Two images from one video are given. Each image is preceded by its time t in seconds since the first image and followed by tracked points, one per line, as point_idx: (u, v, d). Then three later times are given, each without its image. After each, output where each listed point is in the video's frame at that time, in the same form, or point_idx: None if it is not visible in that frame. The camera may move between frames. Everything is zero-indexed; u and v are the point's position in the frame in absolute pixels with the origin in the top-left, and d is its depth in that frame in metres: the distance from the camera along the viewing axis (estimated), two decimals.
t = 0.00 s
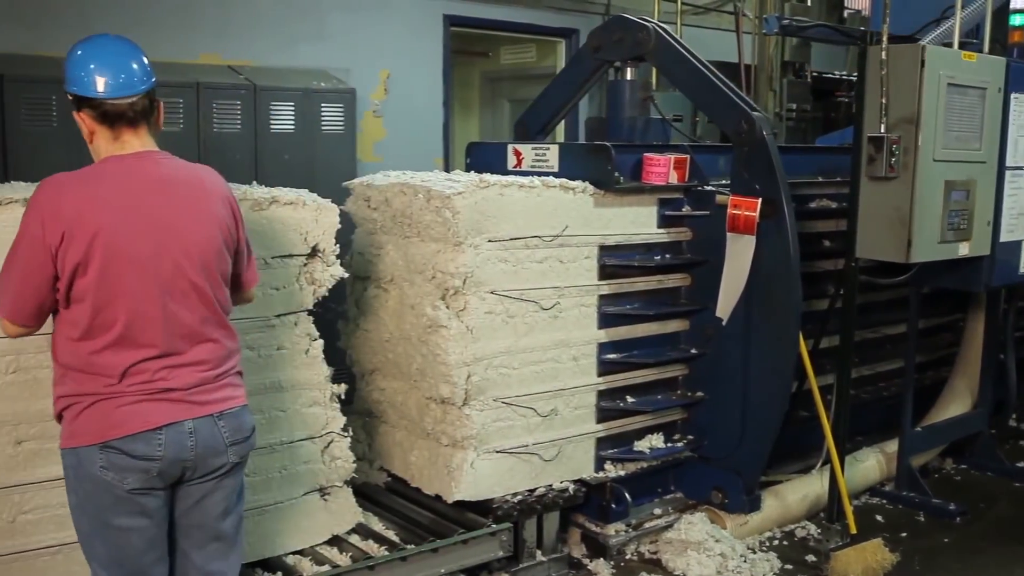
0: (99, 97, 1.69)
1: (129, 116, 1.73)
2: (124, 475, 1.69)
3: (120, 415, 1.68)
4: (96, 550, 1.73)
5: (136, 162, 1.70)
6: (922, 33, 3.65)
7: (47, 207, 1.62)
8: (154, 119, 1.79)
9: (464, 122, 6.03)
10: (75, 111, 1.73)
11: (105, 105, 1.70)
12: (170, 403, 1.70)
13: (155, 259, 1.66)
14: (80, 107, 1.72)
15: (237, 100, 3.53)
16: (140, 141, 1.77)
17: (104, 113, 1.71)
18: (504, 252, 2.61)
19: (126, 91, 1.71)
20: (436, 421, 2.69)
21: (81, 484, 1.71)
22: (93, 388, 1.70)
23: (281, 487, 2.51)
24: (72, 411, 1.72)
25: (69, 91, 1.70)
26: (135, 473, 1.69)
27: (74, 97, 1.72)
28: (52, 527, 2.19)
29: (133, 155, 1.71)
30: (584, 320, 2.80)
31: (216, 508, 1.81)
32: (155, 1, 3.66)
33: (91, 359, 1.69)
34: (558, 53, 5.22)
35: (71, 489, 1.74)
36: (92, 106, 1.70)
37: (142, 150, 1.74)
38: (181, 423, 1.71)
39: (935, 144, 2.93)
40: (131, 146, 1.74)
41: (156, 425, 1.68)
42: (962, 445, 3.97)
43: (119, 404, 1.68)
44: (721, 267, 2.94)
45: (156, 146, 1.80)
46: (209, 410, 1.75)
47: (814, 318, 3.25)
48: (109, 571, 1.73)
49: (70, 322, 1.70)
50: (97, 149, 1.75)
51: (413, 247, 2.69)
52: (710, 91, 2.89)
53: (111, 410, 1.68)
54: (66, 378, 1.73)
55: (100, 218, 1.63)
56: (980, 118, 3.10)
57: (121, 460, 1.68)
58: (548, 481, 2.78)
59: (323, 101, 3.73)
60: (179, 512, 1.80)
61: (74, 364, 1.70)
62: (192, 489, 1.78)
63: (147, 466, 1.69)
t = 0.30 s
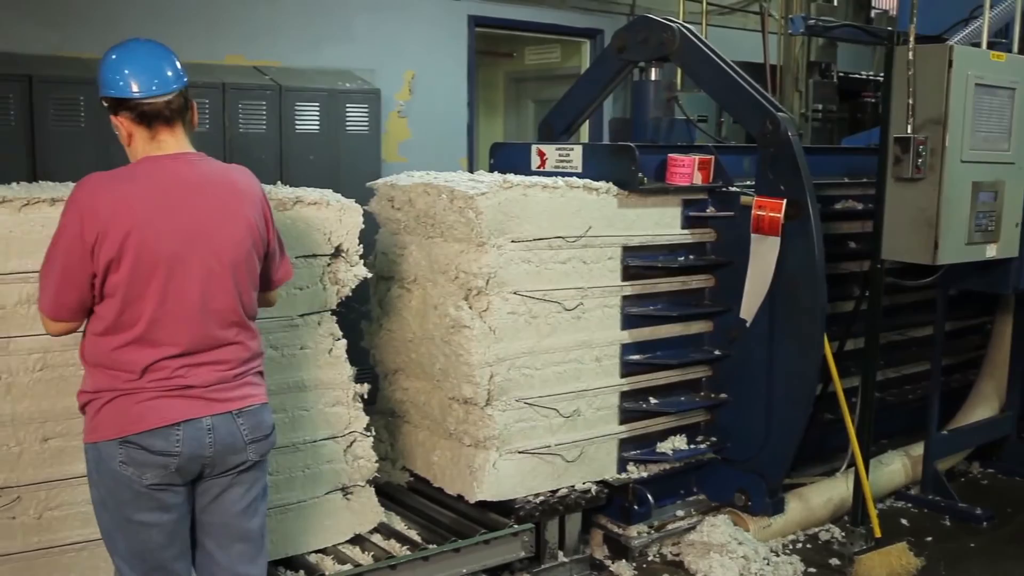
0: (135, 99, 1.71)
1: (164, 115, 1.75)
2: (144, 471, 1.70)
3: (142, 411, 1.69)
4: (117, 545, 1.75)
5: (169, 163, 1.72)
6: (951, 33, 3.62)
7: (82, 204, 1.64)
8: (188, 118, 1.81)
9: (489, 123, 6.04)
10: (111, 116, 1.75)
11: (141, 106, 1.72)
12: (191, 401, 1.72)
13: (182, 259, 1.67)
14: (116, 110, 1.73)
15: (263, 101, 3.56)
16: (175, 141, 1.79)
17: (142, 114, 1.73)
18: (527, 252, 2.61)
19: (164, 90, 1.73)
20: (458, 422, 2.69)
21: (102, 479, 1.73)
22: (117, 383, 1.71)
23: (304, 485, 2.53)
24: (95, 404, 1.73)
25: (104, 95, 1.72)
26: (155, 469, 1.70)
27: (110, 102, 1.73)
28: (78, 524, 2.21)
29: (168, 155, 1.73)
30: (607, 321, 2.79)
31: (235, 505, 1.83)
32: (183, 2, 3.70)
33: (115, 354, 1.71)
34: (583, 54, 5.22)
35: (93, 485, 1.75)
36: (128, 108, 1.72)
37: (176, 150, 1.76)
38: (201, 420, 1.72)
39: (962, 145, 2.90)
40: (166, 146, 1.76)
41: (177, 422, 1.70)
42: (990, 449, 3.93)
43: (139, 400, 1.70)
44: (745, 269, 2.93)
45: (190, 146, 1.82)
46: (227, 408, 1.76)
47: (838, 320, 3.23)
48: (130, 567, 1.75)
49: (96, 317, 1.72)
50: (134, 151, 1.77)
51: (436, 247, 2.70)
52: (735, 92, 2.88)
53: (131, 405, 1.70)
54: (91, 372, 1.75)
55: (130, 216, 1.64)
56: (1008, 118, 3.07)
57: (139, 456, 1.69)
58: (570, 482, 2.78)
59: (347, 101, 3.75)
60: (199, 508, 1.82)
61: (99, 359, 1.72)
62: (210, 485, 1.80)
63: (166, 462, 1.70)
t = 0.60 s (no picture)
0: (166, 100, 1.73)
1: (197, 116, 1.76)
2: (176, 467, 1.71)
3: (174, 406, 1.70)
4: (144, 542, 1.75)
5: (202, 161, 1.73)
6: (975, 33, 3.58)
7: (119, 199, 1.64)
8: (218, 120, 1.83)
9: (510, 124, 6.05)
10: (142, 117, 1.76)
11: (174, 108, 1.74)
12: (221, 397, 1.73)
13: (215, 255, 1.69)
14: (148, 112, 1.75)
15: (284, 102, 3.58)
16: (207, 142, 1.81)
17: (176, 115, 1.74)
18: (547, 253, 2.61)
19: (196, 92, 1.75)
20: (477, 422, 2.70)
21: (131, 475, 1.73)
22: (148, 379, 1.72)
23: (324, 485, 2.54)
24: (125, 400, 1.74)
25: (135, 97, 1.73)
26: (186, 465, 1.71)
27: (142, 103, 1.74)
28: (100, 521, 2.23)
29: (200, 154, 1.75)
30: (626, 322, 2.79)
31: (260, 502, 1.84)
32: (205, 4, 3.72)
33: (147, 351, 1.72)
34: (604, 54, 5.22)
35: (121, 481, 1.76)
36: (160, 109, 1.73)
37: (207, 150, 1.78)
38: (231, 416, 1.73)
39: (986, 146, 2.87)
40: (199, 146, 1.78)
41: (208, 418, 1.71)
42: (1013, 453, 3.89)
43: (171, 396, 1.71)
44: (765, 270, 2.91)
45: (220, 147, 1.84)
46: (257, 404, 1.77)
47: (860, 321, 3.21)
48: (157, 563, 1.76)
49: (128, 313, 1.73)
50: (165, 152, 1.78)
51: (456, 247, 2.70)
52: (756, 92, 2.87)
53: (163, 401, 1.70)
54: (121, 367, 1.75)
55: (166, 212, 1.66)
56: None
57: (171, 452, 1.71)
58: (589, 483, 2.77)
59: (369, 102, 3.76)
60: (225, 505, 1.83)
61: (130, 354, 1.73)
62: (237, 481, 1.81)
63: (198, 458, 1.71)
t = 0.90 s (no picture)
0: (184, 103, 1.73)
1: (216, 118, 1.77)
2: (195, 466, 1.72)
3: (195, 405, 1.70)
4: (162, 541, 1.76)
5: (225, 160, 1.75)
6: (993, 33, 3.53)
7: (143, 196, 1.65)
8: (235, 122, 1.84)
9: (525, 124, 6.05)
10: (160, 120, 1.77)
11: (193, 110, 1.74)
12: (241, 395, 1.74)
13: (238, 254, 1.71)
14: (166, 115, 1.75)
15: (300, 102, 3.59)
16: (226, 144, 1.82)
17: (196, 118, 1.75)
18: (561, 253, 2.61)
19: (214, 95, 1.76)
20: (491, 422, 2.70)
21: (149, 474, 1.74)
22: (168, 378, 1.72)
23: (337, 484, 2.54)
24: (145, 399, 1.74)
25: (153, 100, 1.74)
26: (206, 464, 1.72)
27: (159, 106, 1.75)
28: (115, 519, 2.24)
29: (223, 153, 1.76)
30: (640, 323, 2.78)
31: (276, 501, 1.85)
32: (222, 5, 3.74)
33: (168, 348, 1.72)
34: (620, 54, 5.21)
35: (139, 480, 1.76)
36: (179, 111, 1.74)
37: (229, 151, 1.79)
38: (251, 414, 1.74)
39: (1003, 147, 2.85)
40: (220, 147, 1.79)
41: (228, 416, 1.72)
42: None
43: (192, 394, 1.71)
44: (780, 271, 2.90)
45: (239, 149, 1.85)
46: (275, 403, 1.78)
47: (876, 323, 3.19)
48: (173, 561, 1.77)
49: (148, 312, 1.73)
50: (184, 154, 1.79)
51: (470, 248, 2.70)
52: (772, 93, 2.86)
53: (183, 400, 1.71)
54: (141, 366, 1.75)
55: (191, 210, 1.67)
56: None
57: (191, 450, 1.71)
58: (602, 484, 2.77)
59: (384, 102, 3.77)
60: (241, 503, 1.84)
61: (151, 353, 1.73)
62: (254, 480, 1.82)
63: (217, 456, 1.72)
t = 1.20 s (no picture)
0: (191, 105, 1.74)
1: (223, 119, 1.78)
2: (212, 464, 1.72)
3: (210, 402, 1.71)
4: (177, 541, 1.76)
5: (234, 157, 1.77)
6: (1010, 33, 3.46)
7: (158, 194, 1.66)
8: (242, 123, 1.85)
9: (538, 125, 6.04)
10: (168, 122, 1.78)
11: (200, 111, 1.75)
12: (256, 391, 1.74)
13: (250, 249, 1.72)
14: (174, 116, 1.76)
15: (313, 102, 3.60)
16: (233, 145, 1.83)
17: (204, 119, 1.76)
18: (572, 254, 2.61)
19: (221, 96, 1.77)
20: (502, 422, 2.70)
21: (165, 473, 1.74)
22: (182, 377, 1.73)
23: (348, 484, 2.55)
24: (160, 399, 1.74)
25: (161, 103, 1.75)
26: (223, 462, 1.72)
27: (167, 108, 1.76)
28: (126, 518, 2.26)
29: (231, 151, 1.78)
30: (651, 323, 2.78)
31: (290, 500, 1.86)
32: (235, 6, 3.75)
33: (182, 347, 1.73)
34: (633, 53, 5.20)
35: (154, 479, 1.76)
36: (187, 113, 1.75)
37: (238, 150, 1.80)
38: (266, 411, 1.75)
39: (1018, 147, 2.83)
40: (228, 147, 1.80)
41: (244, 413, 1.72)
42: None
43: (207, 392, 1.71)
44: (792, 271, 2.89)
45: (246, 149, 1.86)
46: (290, 400, 1.79)
47: (889, 324, 3.17)
48: (189, 561, 1.77)
49: (162, 311, 1.73)
50: (192, 155, 1.80)
51: (481, 248, 2.71)
52: (784, 93, 2.85)
53: (198, 398, 1.71)
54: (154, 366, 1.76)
55: (204, 207, 1.68)
56: None
57: (208, 449, 1.72)
58: (613, 485, 2.76)
59: (396, 102, 3.77)
60: (256, 502, 1.85)
61: (164, 352, 1.74)
62: (269, 478, 1.83)
63: (234, 454, 1.73)
